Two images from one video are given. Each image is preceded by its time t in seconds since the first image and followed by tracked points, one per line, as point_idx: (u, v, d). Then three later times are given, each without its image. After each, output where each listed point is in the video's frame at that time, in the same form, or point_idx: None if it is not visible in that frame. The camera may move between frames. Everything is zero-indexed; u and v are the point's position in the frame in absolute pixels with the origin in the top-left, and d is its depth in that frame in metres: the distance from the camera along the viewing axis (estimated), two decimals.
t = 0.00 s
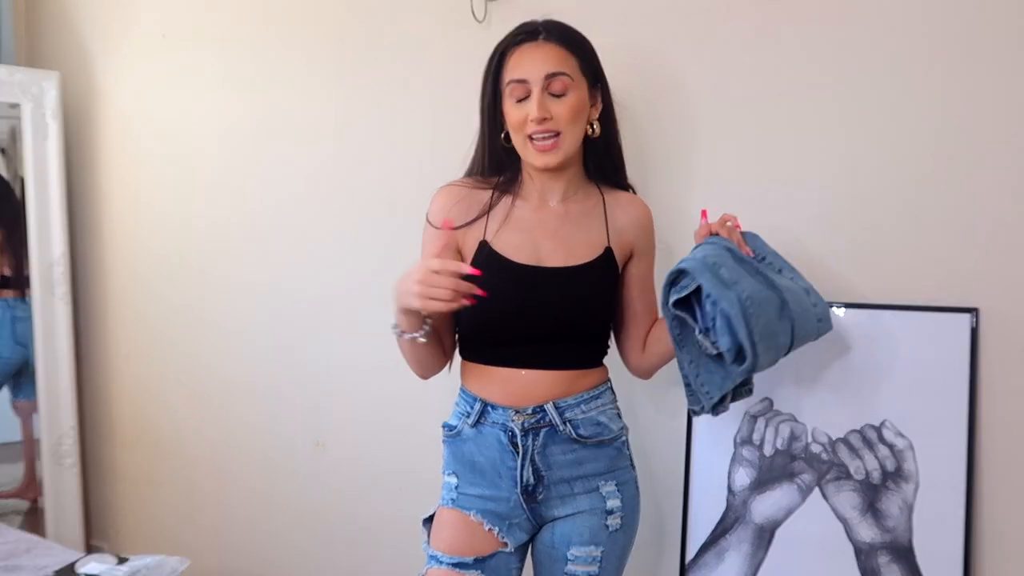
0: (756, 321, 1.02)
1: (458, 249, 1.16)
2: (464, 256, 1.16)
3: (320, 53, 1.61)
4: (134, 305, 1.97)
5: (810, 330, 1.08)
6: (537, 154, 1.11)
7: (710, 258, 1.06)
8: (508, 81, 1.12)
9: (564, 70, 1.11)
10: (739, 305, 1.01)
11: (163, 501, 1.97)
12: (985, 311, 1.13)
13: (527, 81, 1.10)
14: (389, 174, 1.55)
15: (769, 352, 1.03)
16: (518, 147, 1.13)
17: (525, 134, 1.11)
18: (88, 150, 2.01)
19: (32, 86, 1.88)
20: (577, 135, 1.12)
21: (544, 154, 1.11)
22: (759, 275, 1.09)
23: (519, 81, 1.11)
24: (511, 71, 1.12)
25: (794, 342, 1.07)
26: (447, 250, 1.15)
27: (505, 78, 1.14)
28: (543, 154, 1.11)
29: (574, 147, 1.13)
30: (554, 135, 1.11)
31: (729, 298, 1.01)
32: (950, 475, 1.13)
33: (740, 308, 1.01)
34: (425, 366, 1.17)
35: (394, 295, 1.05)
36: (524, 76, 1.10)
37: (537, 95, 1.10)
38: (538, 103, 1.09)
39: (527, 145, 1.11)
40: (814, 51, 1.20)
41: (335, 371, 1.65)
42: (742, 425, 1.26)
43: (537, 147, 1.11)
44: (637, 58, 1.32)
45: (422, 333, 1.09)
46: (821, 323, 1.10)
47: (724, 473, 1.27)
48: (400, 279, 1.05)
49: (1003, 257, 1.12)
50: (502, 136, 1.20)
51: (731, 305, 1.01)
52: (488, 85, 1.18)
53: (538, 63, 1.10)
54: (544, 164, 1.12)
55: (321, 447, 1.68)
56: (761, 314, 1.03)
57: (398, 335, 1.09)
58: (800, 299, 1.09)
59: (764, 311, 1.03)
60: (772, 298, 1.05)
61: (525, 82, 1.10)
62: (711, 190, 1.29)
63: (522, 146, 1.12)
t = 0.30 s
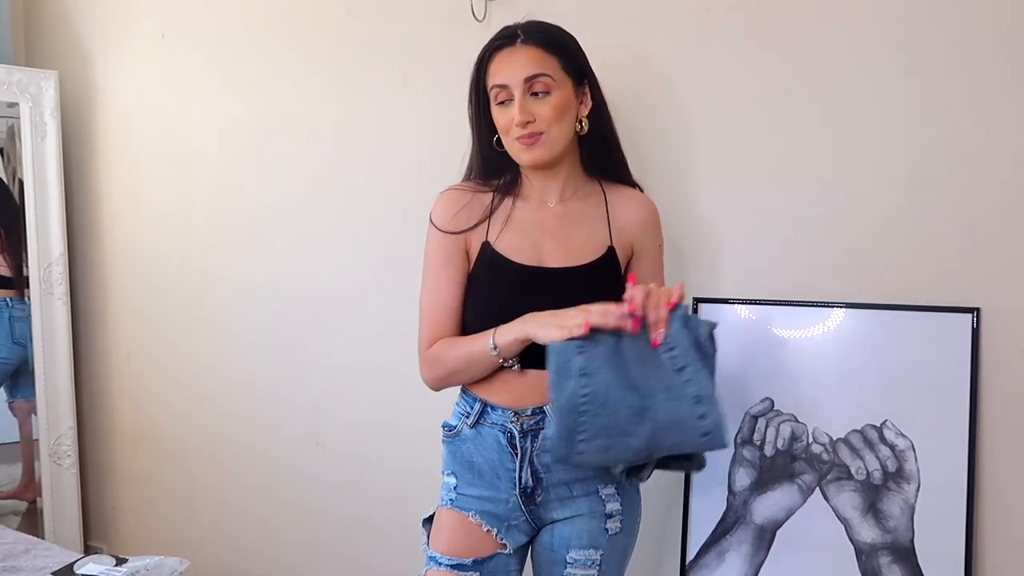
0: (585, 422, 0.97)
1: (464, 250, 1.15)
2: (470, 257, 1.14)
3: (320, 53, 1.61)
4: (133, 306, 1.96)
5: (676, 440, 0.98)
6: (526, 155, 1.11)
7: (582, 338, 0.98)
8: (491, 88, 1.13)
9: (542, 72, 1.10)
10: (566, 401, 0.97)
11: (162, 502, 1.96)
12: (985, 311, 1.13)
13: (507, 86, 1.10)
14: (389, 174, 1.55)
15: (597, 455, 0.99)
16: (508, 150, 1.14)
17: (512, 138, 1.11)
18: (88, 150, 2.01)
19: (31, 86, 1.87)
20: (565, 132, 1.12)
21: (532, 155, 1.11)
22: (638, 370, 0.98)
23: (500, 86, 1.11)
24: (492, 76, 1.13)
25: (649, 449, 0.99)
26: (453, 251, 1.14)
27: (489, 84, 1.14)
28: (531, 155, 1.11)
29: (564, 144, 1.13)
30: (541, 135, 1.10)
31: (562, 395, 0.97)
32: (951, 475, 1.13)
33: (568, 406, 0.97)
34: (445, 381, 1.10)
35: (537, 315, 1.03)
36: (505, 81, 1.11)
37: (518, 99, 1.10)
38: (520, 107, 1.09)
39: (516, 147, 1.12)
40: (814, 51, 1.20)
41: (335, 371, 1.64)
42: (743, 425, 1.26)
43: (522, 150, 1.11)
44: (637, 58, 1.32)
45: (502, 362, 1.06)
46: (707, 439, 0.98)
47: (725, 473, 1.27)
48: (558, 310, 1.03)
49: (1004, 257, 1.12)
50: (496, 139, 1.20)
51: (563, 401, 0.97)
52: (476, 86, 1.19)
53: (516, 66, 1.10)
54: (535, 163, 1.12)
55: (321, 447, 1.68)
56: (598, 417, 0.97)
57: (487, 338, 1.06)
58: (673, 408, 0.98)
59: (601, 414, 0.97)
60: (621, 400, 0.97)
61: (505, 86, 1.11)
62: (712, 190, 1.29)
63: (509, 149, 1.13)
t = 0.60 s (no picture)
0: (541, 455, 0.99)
1: (452, 256, 1.17)
2: (458, 261, 1.17)
3: (320, 53, 1.61)
4: (133, 306, 1.96)
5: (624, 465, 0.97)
6: (523, 135, 1.11)
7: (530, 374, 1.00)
8: (520, 54, 1.12)
9: (571, 63, 1.11)
10: (523, 438, 0.99)
11: (162, 501, 1.96)
12: (985, 311, 1.13)
13: (537, 59, 1.11)
14: (388, 174, 1.55)
15: (561, 484, 0.99)
16: (505, 123, 1.13)
17: (517, 109, 1.10)
18: (88, 150, 2.01)
19: (31, 85, 1.87)
20: (566, 131, 1.12)
21: (530, 136, 1.10)
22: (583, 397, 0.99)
23: (530, 56, 1.11)
24: (527, 44, 1.13)
25: (605, 476, 0.99)
26: (441, 256, 1.16)
27: (517, 51, 1.14)
28: (530, 138, 1.10)
29: (561, 143, 1.13)
30: (545, 121, 1.10)
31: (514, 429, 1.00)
32: (950, 475, 1.13)
33: (520, 443, 0.99)
34: (435, 387, 1.14)
35: (507, 331, 1.04)
36: (537, 54, 1.11)
37: (542, 75, 1.10)
38: (541, 84, 1.09)
39: (517, 121, 1.11)
40: (813, 51, 1.21)
41: (334, 371, 1.64)
42: (743, 425, 1.26)
43: (525, 129, 1.10)
44: (637, 58, 1.32)
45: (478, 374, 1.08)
46: (640, 464, 0.95)
47: (725, 473, 1.27)
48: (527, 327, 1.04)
49: (1003, 257, 1.12)
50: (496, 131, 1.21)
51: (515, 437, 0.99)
52: (494, 66, 1.19)
53: (554, 47, 1.11)
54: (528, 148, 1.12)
55: (321, 447, 1.67)
56: (549, 448, 0.98)
57: (463, 352, 1.08)
58: (614, 434, 0.96)
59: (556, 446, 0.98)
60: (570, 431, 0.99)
61: (535, 58, 1.11)
62: (712, 190, 1.29)
63: (509, 121, 1.11)
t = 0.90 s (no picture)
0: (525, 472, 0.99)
1: (448, 254, 1.17)
2: (453, 258, 1.17)
3: (319, 53, 1.61)
4: (132, 306, 1.96)
5: (606, 484, 0.97)
6: (548, 151, 1.11)
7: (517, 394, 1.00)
8: (539, 67, 1.10)
9: (593, 73, 1.11)
10: (508, 454, 0.99)
11: (162, 502, 1.96)
12: (985, 311, 1.13)
13: (559, 72, 1.09)
14: (389, 174, 1.55)
15: (544, 499, 1.00)
16: (526, 138, 1.12)
17: (543, 126, 1.10)
18: (88, 150, 2.00)
19: (31, 85, 1.87)
20: (586, 141, 1.13)
21: (555, 152, 1.11)
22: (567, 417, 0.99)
23: (551, 70, 1.10)
24: (545, 56, 1.10)
25: (587, 494, 0.99)
26: (436, 253, 1.16)
27: (535, 62, 1.11)
28: (554, 152, 1.11)
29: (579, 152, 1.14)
30: (570, 135, 1.10)
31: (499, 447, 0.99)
32: (950, 475, 1.13)
33: (505, 458, 0.99)
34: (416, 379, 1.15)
35: (494, 345, 1.05)
36: (558, 66, 1.09)
37: (566, 90, 1.09)
38: (567, 100, 1.09)
39: (543, 139, 1.11)
40: (814, 51, 1.21)
41: (334, 372, 1.64)
42: (743, 425, 1.26)
43: (553, 145, 1.10)
44: (637, 58, 1.32)
45: (456, 378, 1.09)
46: (621, 485, 0.95)
47: (725, 473, 1.26)
48: (516, 344, 1.03)
49: (1004, 256, 1.12)
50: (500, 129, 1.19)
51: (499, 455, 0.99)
52: (504, 70, 1.15)
53: (576, 59, 1.10)
54: (552, 162, 1.12)
55: (321, 447, 1.67)
56: (533, 465, 0.99)
57: (447, 354, 1.08)
58: (597, 455, 0.97)
59: (542, 463, 0.99)
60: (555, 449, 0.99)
61: (558, 72, 1.09)
62: (711, 189, 1.29)
63: (534, 138, 1.11)
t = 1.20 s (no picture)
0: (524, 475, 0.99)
1: (443, 252, 1.17)
2: (448, 256, 1.17)
3: (320, 53, 1.61)
4: (132, 306, 1.96)
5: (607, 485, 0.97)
6: (543, 145, 1.11)
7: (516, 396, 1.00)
8: (530, 63, 1.11)
9: (585, 66, 1.11)
10: (507, 456, 0.99)
11: (162, 502, 1.96)
12: (985, 311, 1.13)
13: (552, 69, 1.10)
14: (389, 174, 1.55)
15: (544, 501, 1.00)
16: (521, 133, 1.12)
17: (536, 121, 1.10)
18: (88, 151, 2.00)
19: (31, 85, 1.87)
20: (581, 134, 1.12)
21: (551, 147, 1.10)
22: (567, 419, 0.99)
23: (543, 66, 1.10)
24: (535, 52, 1.11)
25: (587, 494, 0.99)
26: (432, 251, 1.16)
27: (526, 59, 1.12)
28: (550, 147, 1.11)
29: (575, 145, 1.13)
30: (564, 128, 1.10)
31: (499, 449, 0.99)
32: (950, 475, 1.13)
33: (504, 461, 0.99)
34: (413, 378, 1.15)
35: (491, 347, 1.04)
36: (550, 62, 1.10)
37: (558, 84, 1.10)
38: (559, 95, 1.09)
39: (537, 133, 1.10)
40: (813, 51, 1.21)
41: (335, 372, 1.64)
42: (743, 425, 1.26)
43: (548, 140, 1.10)
44: (637, 57, 1.32)
45: (453, 378, 1.09)
46: (623, 485, 0.95)
47: (725, 473, 1.26)
48: (514, 347, 1.03)
49: (1003, 256, 1.12)
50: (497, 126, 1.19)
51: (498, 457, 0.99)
52: (496, 71, 1.16)
53: (567, 54, 1.10)
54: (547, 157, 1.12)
55: (321, 447, 1.67)
56: (533, 467, 0.99)
57: (444, 355, 1.08)
58: (597, 455, 0.96)
59: (542, 464, 0.99)
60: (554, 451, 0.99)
61: (549, 67, 1.10)
62: (712, 189, 1.28)
63: (529, 134, 1.11)
